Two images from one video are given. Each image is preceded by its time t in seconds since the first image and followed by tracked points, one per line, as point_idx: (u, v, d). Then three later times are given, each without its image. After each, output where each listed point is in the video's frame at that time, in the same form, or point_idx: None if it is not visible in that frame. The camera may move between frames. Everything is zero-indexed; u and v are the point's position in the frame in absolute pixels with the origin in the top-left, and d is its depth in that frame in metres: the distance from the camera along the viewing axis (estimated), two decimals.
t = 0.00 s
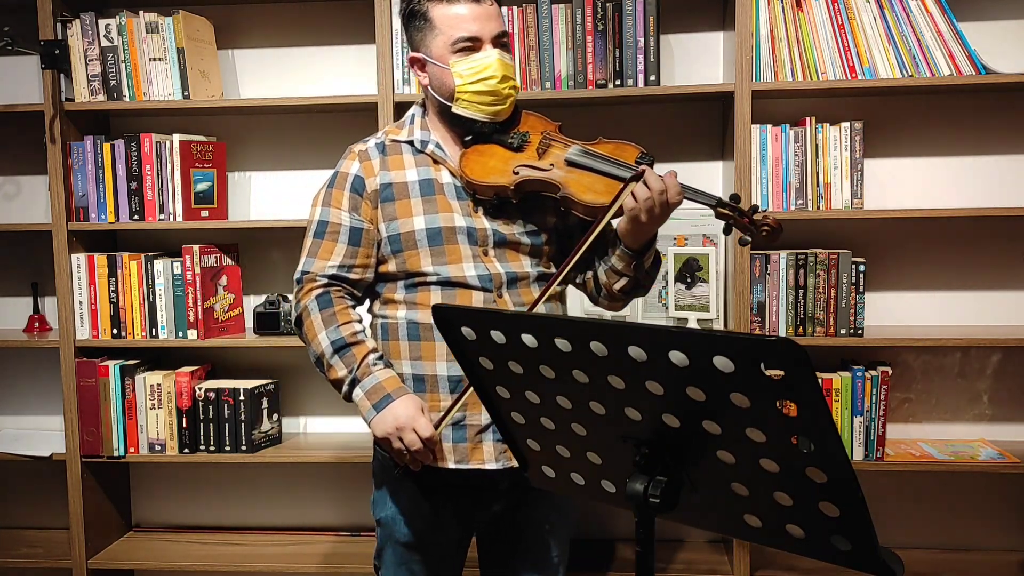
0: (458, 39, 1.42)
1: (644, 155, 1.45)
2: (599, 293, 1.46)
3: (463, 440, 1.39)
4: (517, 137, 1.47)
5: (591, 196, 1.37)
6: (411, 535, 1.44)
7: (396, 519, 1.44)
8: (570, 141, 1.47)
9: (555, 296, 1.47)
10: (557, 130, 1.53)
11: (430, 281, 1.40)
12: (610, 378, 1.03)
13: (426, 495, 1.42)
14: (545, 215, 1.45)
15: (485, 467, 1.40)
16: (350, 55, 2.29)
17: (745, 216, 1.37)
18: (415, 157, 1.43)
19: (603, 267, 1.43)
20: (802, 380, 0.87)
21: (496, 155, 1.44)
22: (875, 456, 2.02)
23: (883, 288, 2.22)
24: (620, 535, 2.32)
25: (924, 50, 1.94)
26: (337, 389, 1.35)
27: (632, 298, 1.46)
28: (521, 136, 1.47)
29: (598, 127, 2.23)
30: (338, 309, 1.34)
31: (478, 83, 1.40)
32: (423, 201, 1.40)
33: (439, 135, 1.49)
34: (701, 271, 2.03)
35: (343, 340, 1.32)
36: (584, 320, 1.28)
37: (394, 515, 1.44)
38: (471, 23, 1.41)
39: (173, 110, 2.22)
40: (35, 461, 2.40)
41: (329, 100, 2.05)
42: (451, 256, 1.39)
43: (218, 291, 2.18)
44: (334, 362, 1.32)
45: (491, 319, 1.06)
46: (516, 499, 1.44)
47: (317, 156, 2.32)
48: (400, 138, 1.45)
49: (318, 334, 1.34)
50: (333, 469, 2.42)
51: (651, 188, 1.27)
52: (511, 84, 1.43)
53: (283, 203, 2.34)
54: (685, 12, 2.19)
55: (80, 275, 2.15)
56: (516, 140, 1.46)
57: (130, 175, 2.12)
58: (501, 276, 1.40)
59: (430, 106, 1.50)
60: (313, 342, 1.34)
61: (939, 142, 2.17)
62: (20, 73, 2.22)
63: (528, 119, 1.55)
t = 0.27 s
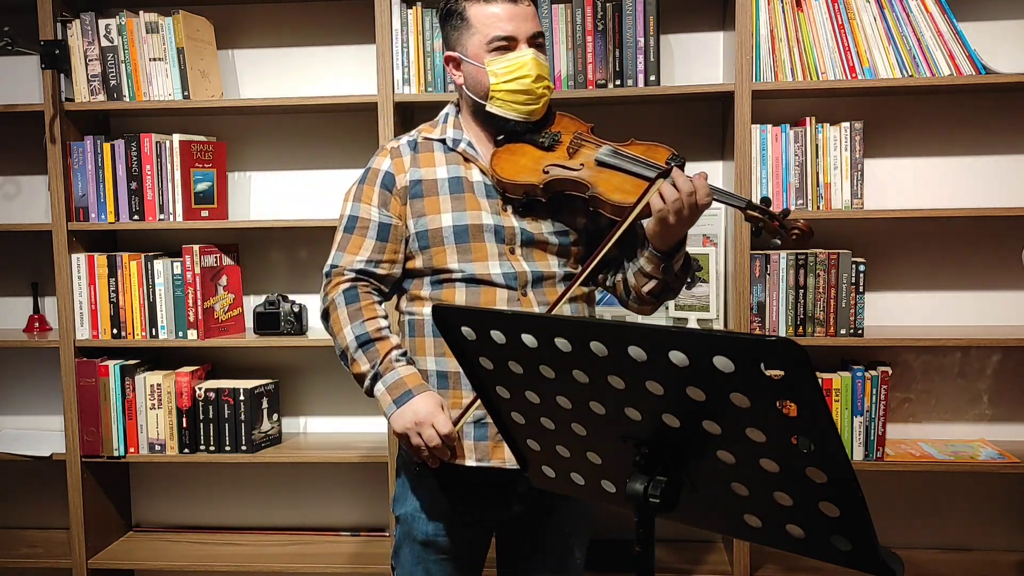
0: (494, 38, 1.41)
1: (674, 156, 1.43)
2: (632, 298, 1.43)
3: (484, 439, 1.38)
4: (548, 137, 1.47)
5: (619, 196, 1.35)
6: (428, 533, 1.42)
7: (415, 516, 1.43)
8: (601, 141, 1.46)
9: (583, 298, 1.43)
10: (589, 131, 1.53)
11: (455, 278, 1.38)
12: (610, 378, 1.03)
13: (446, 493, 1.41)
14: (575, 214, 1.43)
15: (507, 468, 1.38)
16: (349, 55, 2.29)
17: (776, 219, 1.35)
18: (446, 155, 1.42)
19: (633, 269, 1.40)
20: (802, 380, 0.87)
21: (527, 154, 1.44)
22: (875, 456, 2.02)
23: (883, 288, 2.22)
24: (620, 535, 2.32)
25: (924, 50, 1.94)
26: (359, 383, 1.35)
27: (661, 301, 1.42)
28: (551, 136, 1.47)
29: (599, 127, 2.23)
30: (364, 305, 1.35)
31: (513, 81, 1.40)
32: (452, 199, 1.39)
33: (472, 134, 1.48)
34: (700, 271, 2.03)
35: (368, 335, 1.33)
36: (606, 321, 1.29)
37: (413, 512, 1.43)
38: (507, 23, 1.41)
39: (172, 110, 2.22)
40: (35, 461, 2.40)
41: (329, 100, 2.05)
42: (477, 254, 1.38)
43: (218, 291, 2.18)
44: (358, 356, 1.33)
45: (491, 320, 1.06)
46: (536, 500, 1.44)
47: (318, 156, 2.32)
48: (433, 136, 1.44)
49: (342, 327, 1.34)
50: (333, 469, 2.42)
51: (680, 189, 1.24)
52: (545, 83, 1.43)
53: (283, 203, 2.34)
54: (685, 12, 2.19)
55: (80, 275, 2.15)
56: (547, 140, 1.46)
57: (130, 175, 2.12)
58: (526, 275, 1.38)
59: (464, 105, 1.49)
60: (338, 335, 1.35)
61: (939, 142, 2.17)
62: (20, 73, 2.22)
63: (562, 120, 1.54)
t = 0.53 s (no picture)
0: (510, 36, 1.41)
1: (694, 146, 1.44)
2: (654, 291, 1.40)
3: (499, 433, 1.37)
4: (568, 131, 1.48)
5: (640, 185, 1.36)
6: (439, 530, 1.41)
7: (426, 510, 1.42)
8: (621, 134, 1.47)
9: (602, 295, 1.43)
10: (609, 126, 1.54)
11: (473, 272, 1.39)
12: (610, 378, 1.03)
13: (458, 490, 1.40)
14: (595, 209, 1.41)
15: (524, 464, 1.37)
16: (349, 55, 2.29)
17: (798, 204, 1.36)
18: (467, 152, 1.42)
19: (656, 262, 1.38)
20: (803, 380, 0.87)
21: (548, 149, 1.43)
22: (875, 456, 2.02)
23: (883, 288, 2.22)
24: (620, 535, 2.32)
25: (924, 50, 1.94)
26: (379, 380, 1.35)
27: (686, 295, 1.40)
28: (571, 131, 1.48)
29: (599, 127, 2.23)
30: (384, 301, 1.35)
31: (530, 78, 1.40)
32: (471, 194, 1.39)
33: (491, 132, 1.48)
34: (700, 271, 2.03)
35: (387, 331, 1.32)
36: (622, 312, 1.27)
37: (425, 507, 1.43)
38: (523, 20, 1.41)
39: (172, 110, 2.22)
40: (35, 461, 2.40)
41: (329, 100, 2.05)
42: (495, 248, 1.38)
43: (218, 291, 2.18)
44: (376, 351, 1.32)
45: (491, 320, 1.06)
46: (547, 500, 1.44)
47: (317, 156, 2.32)
48: (453, 134, 1.44)
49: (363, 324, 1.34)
50: (333, 469, 2.42)
51: (700, 176, 1.24)
52: (561, 78, 1.43)
53: (283, 203, 2.34)
54: (685, 12, 2.19)
55: (80, 275, 2.15)
56: (566, 135, 1.47)
57: (130, 175, 2.12)
58: (544, 270, 1.38)
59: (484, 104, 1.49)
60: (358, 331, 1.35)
61: (939, 142, 2.17)
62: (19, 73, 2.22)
63: (581, 116, 1.55)
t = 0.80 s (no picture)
0: (515, 36, 1.42)
1: (700, 144, 1.42)
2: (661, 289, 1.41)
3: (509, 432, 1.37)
4: (574, 130, 1.47)
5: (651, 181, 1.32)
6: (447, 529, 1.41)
7: (433, 511, 1.42)
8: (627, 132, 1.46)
9: (610, 293, 1.43)
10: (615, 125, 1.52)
11: (481, 271, 1.39)
12: (610, 378, 1.03)
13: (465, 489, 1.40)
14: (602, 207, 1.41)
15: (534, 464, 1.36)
16: (349, 55, 2.29)
17: (805, 199, 1.37)
18: (473, 152, 1.43)
19: (663, 260, 1.38)
20: (803, 380, 0.87)
21: (554, 149, 1.43)
22: (875, 456, 2.02)
23: (883, 288, 2.22)
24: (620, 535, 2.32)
25: (924, 50, 1.94)
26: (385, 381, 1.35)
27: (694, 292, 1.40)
28: (577, 130, 1.47)
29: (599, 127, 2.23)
30: (391, 301, 1.35)
31: (535, 78, 1.40)
32: (478, 193, 1.40)
33: (498, 132, 1.49)
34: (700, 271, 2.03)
35: (394, 330, 1.32)
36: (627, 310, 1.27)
37: (432, 508, 1.42)
38: (527, 20, 1.42)
39: (172, 110, 2.22)
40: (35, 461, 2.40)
41: (329, 100, 2.05)
42: (503, 247, 1.38)
43: (218, 291, 2.18)
44: (382, 351, 1.32)
45: (491, 320, 1.06)
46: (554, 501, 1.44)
47: (317, 156, 2.32)
48: (460, 135, 1.45)
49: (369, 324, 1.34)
50: (333, 469, 2.41)
51: (706, 174, 1.24)
52: (567, 78, 1.43)
53: (283, 204, 2.34)
54: (686, 12, 2.19)
55: (80, 275, 2.15)
56: (572, 134, 1.46)
57: (130, 175, 2.12)
58: (552, 267, 1.38)
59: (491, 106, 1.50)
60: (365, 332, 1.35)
61: (939, 142, 2.17)
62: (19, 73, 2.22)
63: (586, 115, 1.54)
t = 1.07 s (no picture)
0: (508, 37, 1.41)
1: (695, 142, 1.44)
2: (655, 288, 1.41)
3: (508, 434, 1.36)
4: (567, 130, 1.47)
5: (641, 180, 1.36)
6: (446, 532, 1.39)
7: (433, 513, 1.40)
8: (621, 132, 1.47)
9: (605, 291, 1.43)
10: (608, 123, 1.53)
11: (477, 272, 1.38)
12: (610, 378, 1.03)
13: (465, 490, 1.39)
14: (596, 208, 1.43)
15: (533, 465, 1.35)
16: (349, 56, 2.29)
17: (801, 197, 1.37)
18: (466, 152, 1.42)
19: (657, 259, 1.38)
20: (803, 380, 0.87)
21: (548, 149, 1.43)
22: (875, 456, 2.02)
23: (882, 288, 2.22)
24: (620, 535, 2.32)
25: (924, 50, 1.94)
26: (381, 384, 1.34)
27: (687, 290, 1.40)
28: (570, 130, 1.48)
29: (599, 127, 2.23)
30: (386, 304, 1.34)
31: (528, 79, 1.40)
32: (472, 194, 1.38)
33: (488, 133, 1.48)
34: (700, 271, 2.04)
35: (390, 334, 1.32)
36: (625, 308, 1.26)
37: (431, 510, 1.41)
38: (520, 21, 1.41)
39: (172, 110, 2.23)
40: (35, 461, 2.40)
41: (329, 100, 2.05)
42: (499, 247, 1.37)
43: (219, 291, 2.18)
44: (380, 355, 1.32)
45: (491, 320, 1.06)
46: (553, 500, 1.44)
47: (317, 156, 2.32)
48: (451, 135, 1.44)
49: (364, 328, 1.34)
50: (333, 469, 2.41)
51: (704, 173, 1.25)
52: (560, 79, 1.43)
53: (283, 204, 2.34)
54: (686, 12, 2.19)
55: (80, 275, 2.15)
56: (566, 134, 1.46)
57: (130, 175, 2.12)
58: (549, 267, 1.38)
59: (481, 106, 1.49)
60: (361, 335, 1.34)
61: (939, 142, 2.17)
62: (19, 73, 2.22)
63: (580, 115, 1.54)
